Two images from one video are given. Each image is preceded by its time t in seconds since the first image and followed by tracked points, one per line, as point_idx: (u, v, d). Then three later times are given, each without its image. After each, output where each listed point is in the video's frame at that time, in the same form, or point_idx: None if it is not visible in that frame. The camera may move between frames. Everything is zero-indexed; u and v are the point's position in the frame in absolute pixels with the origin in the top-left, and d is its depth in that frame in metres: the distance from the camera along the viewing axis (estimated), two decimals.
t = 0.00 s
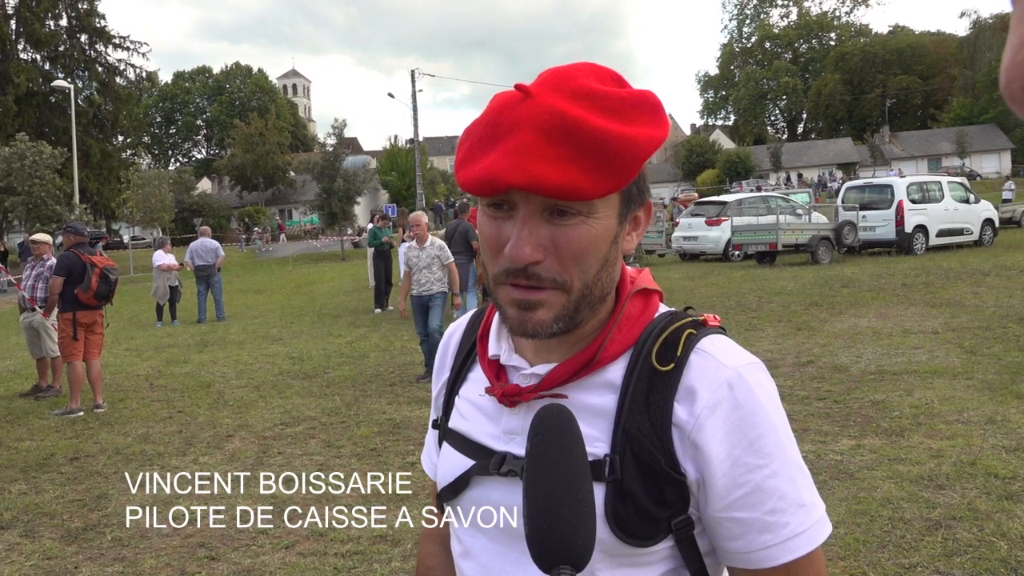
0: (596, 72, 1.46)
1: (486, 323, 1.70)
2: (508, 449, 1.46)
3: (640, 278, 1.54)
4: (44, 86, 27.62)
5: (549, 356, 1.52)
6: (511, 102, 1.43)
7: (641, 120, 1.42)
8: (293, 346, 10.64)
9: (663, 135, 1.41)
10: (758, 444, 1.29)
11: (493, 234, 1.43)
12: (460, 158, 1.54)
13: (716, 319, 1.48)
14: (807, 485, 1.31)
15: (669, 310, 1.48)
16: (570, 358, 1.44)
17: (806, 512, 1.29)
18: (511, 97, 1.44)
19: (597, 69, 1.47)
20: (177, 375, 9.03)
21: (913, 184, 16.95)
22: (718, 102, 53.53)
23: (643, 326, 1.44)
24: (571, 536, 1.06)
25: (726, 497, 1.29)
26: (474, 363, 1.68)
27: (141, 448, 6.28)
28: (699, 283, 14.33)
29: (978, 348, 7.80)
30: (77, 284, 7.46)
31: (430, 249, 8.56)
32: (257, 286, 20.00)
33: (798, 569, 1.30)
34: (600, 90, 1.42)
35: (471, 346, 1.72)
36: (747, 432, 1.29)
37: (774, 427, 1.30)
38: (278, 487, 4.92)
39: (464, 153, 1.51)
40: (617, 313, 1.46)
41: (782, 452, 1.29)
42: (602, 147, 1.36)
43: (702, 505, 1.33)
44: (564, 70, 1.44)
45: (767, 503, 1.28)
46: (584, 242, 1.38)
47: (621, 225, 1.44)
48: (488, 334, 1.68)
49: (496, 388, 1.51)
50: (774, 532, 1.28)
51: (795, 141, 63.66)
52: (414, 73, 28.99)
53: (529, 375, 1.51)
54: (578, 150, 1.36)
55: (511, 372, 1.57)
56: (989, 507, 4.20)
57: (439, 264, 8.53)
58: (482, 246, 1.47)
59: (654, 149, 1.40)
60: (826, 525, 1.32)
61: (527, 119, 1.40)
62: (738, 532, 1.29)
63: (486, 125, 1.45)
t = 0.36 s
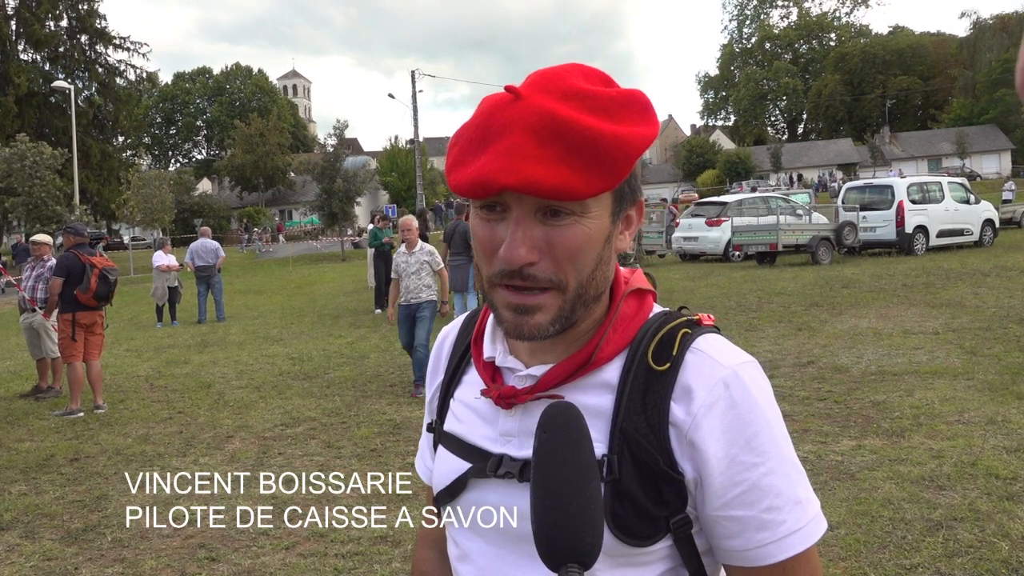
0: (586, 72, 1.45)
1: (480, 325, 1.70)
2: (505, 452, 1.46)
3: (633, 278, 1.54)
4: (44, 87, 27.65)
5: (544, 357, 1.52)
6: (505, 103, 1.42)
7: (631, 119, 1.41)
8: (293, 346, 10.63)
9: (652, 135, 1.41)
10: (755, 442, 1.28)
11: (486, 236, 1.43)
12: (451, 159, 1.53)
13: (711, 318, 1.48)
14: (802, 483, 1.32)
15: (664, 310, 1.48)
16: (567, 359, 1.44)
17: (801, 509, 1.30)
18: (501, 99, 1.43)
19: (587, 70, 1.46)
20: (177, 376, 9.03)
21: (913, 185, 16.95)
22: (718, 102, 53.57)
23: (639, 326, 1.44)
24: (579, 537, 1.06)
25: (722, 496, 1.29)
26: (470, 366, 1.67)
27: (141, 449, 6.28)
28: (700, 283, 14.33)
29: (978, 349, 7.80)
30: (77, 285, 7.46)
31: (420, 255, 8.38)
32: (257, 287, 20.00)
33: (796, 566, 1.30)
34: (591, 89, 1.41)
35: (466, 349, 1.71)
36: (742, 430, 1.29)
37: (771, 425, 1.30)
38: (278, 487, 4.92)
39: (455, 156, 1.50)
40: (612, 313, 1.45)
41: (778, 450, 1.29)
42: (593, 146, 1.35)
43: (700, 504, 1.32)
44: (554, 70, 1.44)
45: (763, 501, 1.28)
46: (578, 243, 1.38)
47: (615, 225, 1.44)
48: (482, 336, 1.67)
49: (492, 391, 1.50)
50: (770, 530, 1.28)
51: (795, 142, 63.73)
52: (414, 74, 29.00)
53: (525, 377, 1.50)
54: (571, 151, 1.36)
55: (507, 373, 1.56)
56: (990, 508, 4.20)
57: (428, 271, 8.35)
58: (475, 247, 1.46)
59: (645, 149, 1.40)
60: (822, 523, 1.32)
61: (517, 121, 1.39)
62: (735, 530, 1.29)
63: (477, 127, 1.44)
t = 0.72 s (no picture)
0: (568, 74, 1.45)
1: (471, 327, 1.70)
2: (494, 452, 1.46)
3: (624, 279, 1.54)
4: (44, 86, 27.65)
5: (533, 359, 1.52)
6: (487, 106, 1.41)
7: (613, 119, 1.41)
8: (293, 346, 10.63)
9: (634, 136, 1.41)
10: (742, 443, 1.28)
11: (472, 240, 1.43)
12: (436, 162, 1.53)
13: (700, 319, 1.48)
14: (791, 485, 1.32)
15: (653, 310, 1.48)
16: (555, 360, 1.44)
17: (790, 511, 1.30)
18: (482, 102, 1.43)
19: (568, 72, 1.46)
20: (177, 376, 9.04)
21: (913, 186, 16.96)
22: (718, 103, 53.62)
23: (628, 327, 1.44)
24: (576, 542, 1.06)
25: (711, 497, 1.29)
26: (461, 367, 1.68)
27: (141, 448, 6.27)
28: (699, 284, 14.34)
29: (978, 350, 7.81)
30: (76, 284, 7.46)
31: (408, 254, 7.78)
32: (257, 287, 20.02)
33: (785, 567, 1.30)
34: (572, 90, 1.40)
35: (457, 350, 1.71)
36: (729, 431, 1.29)
37: (757, 426, 1.30)
38: (278, 487, 4.93)
39: (440, 158, 1.50)
40: (601, 314, 1.45)
41: (766, 451, 1.29)
42: (574, 148, 1.35)
43: (688, 506, 1.32)
44: (535, 73, 1.44)
45: (751, 502, 1.28)
46: (562, 245, 1.38)
47: (600, 225, 1.44)
48: (474, 337, 1.68)
49: (481, 391, 1.50)
50: (758, 532, 1.28)
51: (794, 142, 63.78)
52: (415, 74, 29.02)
53: (514, 377, 1.50)
54: (554, 154, 1.35)
55: (497, 374, 1.56)
56: (989, 509, 4.21)
57: (416, 271, 7.75)
58: (462, 250, 1.46)
59: (627, 150, 1.40)
60: (811, 523, 1.32)
61: (499, 125, 1.39)
62: (723, 532, 1.29)
63: (460, 130, 1.44)
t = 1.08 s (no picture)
0: (554, 77, 1.45)
1: (466, 329, 1.70)
2: (493, 454, 1.47)
3: (618, 280, 1.54)
4: (45, 88, 27.68)
5: (530, 360, 1.52)
6: (480, 112, 1.41)
7: (603, 121, 1.42)
8: (293, 347, 10.63)
9: (627, 138, 1.41)
10: (739, 440, 1.29)
11: (467, 246, 1.43)
12: (426, 170, 1.53)
13: (696, 317, 1.48)
14: (789, 479, 1.32)
15: (648, 309, 1.48)
16: (552, 361, 1.44)
17: (790, 506, 1.29)
18: (470, 110, 1.43)
19: (557, 74, 1.46)
20: (177, 377, 9.05)
21: (913, 187, 16.95)
22: (718, 104, 53.71)
23: (623, 328, 1.44)
24: (575, 543, 1.06)
25: (708, 494, 1.29)
26: (457, 370, 1.68)
27: (141, 449, 6.28)
28: (699, 285, 14.35)
29: (979, 351, 7.80)
30: (77, 286, 7.46)
31: (389, 259, 7.28)
32: (257, 288, 20.03)
33: (784, 564, 1.30)
34: (559, 95, 1.41)
35: (452, 353, 1.71)
36: (726, 428, 1.30)
37: (754, 423, 1.30)
38: (278, 487, 4.94)
39: (431, 166, 1.50)
40: (597, 315, 1.46)
41: (763, 448, 1.30)
42: (566, 154, 1.35)
43: (687, 503, 1.33)
44: (524, 76, 1.44)
45: (750, 499, 1.28)
46: (556, 248, 1.38)
47: (592, 226, 1.44)
48: (468, 340, 1.69)
49: (478, 393, 1.51)
50: (757, 527, 1.28)
51: (795, 144, 63.84)
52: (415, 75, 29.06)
53: (511, 379, 1.51)
54: (545, 160, 1.36)
55: (493, 376, 1.57)
56: (989, 510, 4.21)
57: (398, 277, 7.23)
58: (456, 255, 1.46)
59: (616, 151, 1.40)
60: (809, 518, 1.33)
61: (487, 132, 1.39)
62: (722, 529, 1.29)
63: (449, 139, 1.44)
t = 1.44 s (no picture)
0: (565, 79, 1.46)
1: (469, 328, 1.70)
2: (497, 454, 1.46)
3: (622, 280, 1.54)
4: (45, 88, 27.68)
5: (535, 360, 1.52)
6: (497, 111, 1.41)
7: (614, 125, 1.42)
8: (292, 348, 10.63)
9: (637, 142, 1.41)
10: (745, 440, 1.29)
11: (476, 245, 1.43)
12: (435, 168, 1.52)
13: (701, 318, 1.48)
14: (794, 479, 1.32)
15: (652, 311, 1.48)
16: (557, 360, 1.44)
17: (794, 505, 1.30)
18: (481, 110, 1.44)
19: (567, 76, 1.46)
20: (177, 377, 9.05)
21: (914, 189, 16.96)
22: (719, 105, 53.74)
23: (629, 328, 1.44)
24: (582, 541, 1.07)
25: (715, 494, 1.29)
26: (459, 370, 1.68)
27: (141, 450, 6.28)
28: (699, 286, 14.35)
29: (979, 353, 7.80)
30: (77, 285, 7.46)
31: (378, 264, 6.93)
32: (258, 288, 20.04)
33: (787, 562, 1.31)
34: (571, 96, 1.41)
35: (454, 353, 1.71)
36: (732, 429, 1.30)
37: (760, 422, 1.31)
38: (278, 488, 4.94)
39: (441, 165, 1.49)
40: (602, 315, 1.46)
41: (768, 447, 1.30)
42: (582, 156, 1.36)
43: (692, 502, 1.33)
44: (534, 77, 1.44)
45: (754, 498, 1.29)
46: (572, 250, 1.39)
47: (600, 228, 1.45)
48: (470, 341, 1.68)
49: (482, 393, 1.51)
50: (762, 526, 1.29)
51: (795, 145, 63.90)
52: (416, 76, 29.11)
53: (515, 378, 1.50)
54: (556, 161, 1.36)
55: (496, 376, 1.57)
56: (989, 511, 4.21)
57: (387, 282, 6.87)
58: (464, 254, 1.46)
59: (626, 154, 1.40)
60: (812, 518, 1.33)
61: (500, 131, 1.39)
62: (727, 528, 1.30)
63: (460, 137, 1.44)
